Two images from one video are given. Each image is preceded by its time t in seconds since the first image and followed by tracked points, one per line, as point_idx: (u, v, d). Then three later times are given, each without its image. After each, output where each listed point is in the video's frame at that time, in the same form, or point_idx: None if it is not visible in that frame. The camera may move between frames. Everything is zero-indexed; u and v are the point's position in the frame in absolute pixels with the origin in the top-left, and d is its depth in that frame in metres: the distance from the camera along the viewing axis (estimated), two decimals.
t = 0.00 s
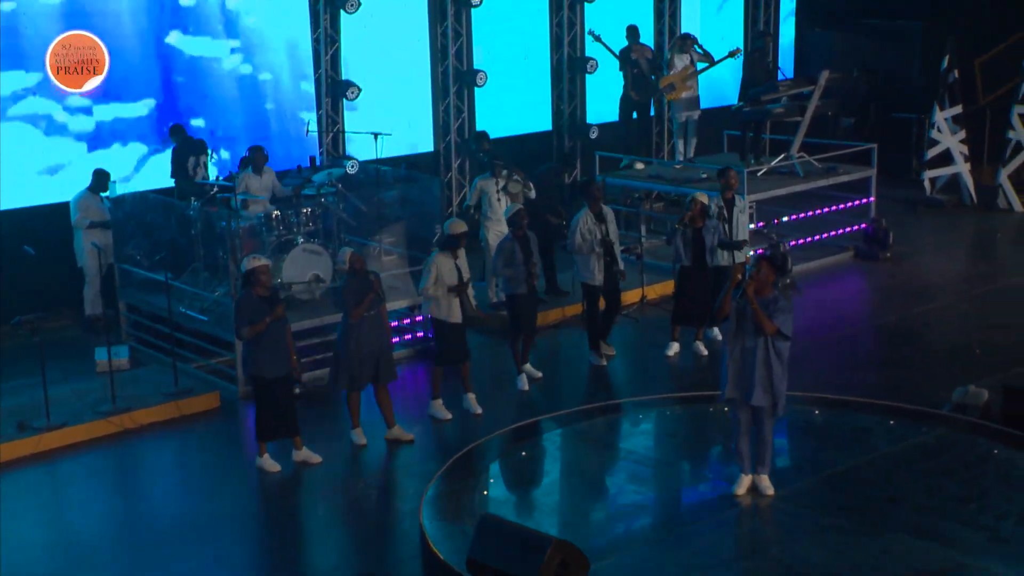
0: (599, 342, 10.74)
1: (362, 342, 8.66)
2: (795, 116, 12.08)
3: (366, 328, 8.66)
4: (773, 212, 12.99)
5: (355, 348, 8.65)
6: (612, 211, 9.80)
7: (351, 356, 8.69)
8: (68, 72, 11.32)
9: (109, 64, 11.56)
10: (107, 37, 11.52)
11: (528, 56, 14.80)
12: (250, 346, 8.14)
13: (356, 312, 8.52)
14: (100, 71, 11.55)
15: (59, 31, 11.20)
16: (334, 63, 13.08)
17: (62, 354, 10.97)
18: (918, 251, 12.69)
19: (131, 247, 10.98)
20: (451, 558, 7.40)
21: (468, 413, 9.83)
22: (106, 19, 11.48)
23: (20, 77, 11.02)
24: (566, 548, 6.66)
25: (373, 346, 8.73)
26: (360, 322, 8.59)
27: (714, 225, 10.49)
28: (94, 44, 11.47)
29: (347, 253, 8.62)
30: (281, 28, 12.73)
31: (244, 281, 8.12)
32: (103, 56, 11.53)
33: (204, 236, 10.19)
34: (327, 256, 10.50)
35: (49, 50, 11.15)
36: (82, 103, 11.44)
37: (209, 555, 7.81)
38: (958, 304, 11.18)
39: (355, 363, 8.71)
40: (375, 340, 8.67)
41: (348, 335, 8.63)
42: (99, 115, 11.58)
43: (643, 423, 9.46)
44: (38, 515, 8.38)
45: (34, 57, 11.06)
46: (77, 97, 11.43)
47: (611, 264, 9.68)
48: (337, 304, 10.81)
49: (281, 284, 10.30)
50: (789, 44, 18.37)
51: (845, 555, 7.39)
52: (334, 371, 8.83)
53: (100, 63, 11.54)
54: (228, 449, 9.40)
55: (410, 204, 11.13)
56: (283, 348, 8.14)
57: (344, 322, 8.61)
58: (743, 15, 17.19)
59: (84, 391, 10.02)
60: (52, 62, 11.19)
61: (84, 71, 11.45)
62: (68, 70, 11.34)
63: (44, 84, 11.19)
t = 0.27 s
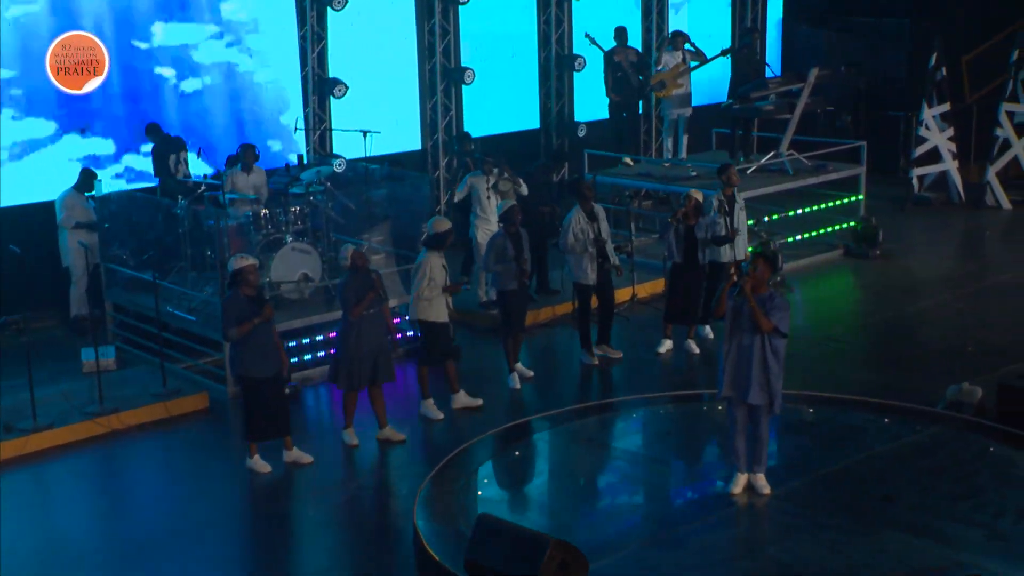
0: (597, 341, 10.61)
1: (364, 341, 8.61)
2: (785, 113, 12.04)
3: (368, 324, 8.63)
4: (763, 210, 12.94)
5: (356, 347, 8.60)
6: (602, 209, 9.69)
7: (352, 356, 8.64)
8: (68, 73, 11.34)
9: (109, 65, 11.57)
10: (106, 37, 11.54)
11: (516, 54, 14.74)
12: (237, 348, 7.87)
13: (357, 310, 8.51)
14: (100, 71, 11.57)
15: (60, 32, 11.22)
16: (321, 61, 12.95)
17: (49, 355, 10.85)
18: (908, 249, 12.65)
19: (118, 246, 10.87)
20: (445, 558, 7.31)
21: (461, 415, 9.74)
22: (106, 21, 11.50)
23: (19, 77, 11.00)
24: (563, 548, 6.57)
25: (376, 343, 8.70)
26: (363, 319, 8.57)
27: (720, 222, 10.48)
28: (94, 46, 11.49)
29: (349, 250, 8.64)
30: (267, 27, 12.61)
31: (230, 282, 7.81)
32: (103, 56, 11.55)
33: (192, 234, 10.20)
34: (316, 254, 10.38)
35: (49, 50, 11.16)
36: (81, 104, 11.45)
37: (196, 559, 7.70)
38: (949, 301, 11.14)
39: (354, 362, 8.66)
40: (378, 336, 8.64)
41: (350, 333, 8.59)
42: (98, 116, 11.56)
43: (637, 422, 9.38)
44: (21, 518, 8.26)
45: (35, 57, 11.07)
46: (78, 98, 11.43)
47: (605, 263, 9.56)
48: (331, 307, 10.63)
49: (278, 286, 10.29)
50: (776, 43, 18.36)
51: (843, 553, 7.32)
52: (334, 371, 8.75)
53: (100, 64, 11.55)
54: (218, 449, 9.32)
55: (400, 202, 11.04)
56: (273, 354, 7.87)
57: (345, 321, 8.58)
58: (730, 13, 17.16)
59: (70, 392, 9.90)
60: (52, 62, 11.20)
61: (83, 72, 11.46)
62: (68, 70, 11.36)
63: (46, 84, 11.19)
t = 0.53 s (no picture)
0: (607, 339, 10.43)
1: (362, 341, 8.58)
2: (773, 110, 12.03)
3: (368, 326, 8.61)
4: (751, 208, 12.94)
5: (355, 347, 8.57)
6: (597, 207, 9.65)
7: (352, 356, 8.61)
8: (69, 73, 11.29)
9: (109, 65, 11.57)
10: (106, 37, 11.53)
11: (501, 52, 14.70)
12: (226, 349, 7.75)
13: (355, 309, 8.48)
14: (100, 72, 11.56)
15: (60, 32, 11.18)
16: (307, 59, 12.94)
17: (34, 356, 10.73)
18: (895, 246, 12.66)
19: (103, 245, 10.77)
20: (440, 558, 7.24)
21: (454, 417, 9.68)
22: (106, 21, 11.49)
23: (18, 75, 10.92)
24: (565, 549, 6.52)
25: (374, 344, 8.66)
26: (362, 318, 8.54)
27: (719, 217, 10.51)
28: (94, 46, 11.48)
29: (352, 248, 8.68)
30: (250, 26, 12.55)
31: (219, 281, 7.71)
32: (102, 57, 11.55)
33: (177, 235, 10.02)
34: (304, 253, 10.25)
35: (50, 50, 11.11)
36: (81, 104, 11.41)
37: (188, 562, 7.62)
38: (938, 299, 11.15)
39: (354, 362, 8.63)
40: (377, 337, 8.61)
41: (348, 333, 8.55)
42: (97, 116, 11.54)
43: (631, 421, 9.34)
44: (8, 522, 8.16)
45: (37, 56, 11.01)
46: (79, 99, 11.40)
47: (598, 263, 9.52)
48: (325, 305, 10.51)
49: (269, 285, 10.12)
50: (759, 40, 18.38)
51: (840, 552, 7.29)
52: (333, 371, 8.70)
53: (100, 64, 11.55)
54: (207, 449, 9.24)
55: (389, 200, 10.98)
56: (265, 353, 7.78)
57: (343, 321, 8.56)
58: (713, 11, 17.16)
59: (57, 393, 9.79)
60: (52, 62, 11.14)
61: (84, 72, 11.44)
62: (68, 70, 11.31)
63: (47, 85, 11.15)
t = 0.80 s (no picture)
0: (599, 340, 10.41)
1: (357, 339, 8.56)
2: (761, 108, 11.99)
3: (361, 324, 8.58)
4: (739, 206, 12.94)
5: (351, 344, 8.55)
6: (596, 205, 9.78)
7: (347, 355, 8.58)
8: (68, 73, 11.33)
9: (109, 65, 11.59)
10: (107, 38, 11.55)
11: (488, 51, 14.67)
12: (224, 345, 8.01)
13: (348, 307, 8.47)
14: (100, 72, 11.58)
15: (59, 32, 11.22)
16: (293, 57, 12.89)
17: (20, 357, 10.64)
18: (883, 244, 12.68)
19: (89, 244, 10.66)
20: (439, 559, 7.20)
21: (447, 417, 9.63)
22: (106, 21, 11.50)
23: (18, 74, 10.98)
24: (566, 548, 6.47)
25: (369, 343, 8.62)
26: (356, 317, 8.52)
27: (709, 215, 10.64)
28: (94, 46, 11.50)
29: (351, 244, 8.52)
30: (239, 24, 12.51)
31: (218, 278, 7.96)
32: (103, 56, 11.56)
33: (165, 235, 9.91)
34: (293, 252, 10.15)
35: (49, 50, 11.17)
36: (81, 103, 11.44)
37: (180, 564, 7.55)
38: (927, 297, 11.17)
39: (350, 361, 8.60)
40: (371, 337, 8.57)
41: (341, 332, 8.54)
42: (96, 116, 11.57)
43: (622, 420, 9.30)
44: None
45: (37, 56, 11.09)
46: (78, 98, 11.43)
47: (593, 262, 9.69)
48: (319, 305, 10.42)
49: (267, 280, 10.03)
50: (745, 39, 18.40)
51: (840, 551, 7.28)
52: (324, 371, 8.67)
53: (100, 64, 11.57)
54: (196, 450, 9.16)
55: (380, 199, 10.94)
56: (255, 350, 8.01)
57: (337, 319, 8.54)
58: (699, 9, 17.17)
59: (45, 394, 9.70)
60: (51, 62, 11.20)
61: (84, 72, 11.47)
62: (68, 70, 11.35)
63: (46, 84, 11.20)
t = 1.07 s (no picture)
0: (592, 339, 10.42)
1: (350, 341, 8.49)
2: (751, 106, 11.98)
3: (354, 325, 8.52)
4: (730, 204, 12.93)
5: (341, 345, 8.47)
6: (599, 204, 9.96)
7: (340, 355, 8.49)
8: (68, 73, 11.39)
9: (109, 65, 11.66)
10: (106, 38, 11.62)
11: (477, 49, 14.64)
12: (224, 345, 7.95)
13: (340, 307, 8.38)
14: (99, 71, 11.67)
15: (60, 33, 11.26)
16: (282, 55, 12.87)
17: (9, 358, 10.55)
18: (873, 242, 12.67)
19: (77, 244, 10.58)
20: (435, 559, 7.15)
21: (440, 417, 9.58)
22: (105, 21, 11.55)
23: (19, 74, 11.03)
24: (567, 548, 6.43)
25: (360, 345, 8.53)
26: (348, 317, 8.44)
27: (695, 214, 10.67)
28: (94, 46, 11.56)
29: (347, 244, 8.40)
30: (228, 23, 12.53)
31: (217, 275, 7.92)
32: (102, 56, 11.63)
33: (155, 234, 9.85)
34: (284, 251, 10.07)
35: (49, 50, 11.21)
36: (81, 103, 11.52)
37: (174, 566, 7.48)
38: (919, 294, 11.16)
39: (342, 362, 8.51)
40: (363, 338, 8.49)
41: (333, 332, 8.46)
42: (96, 115, 11.65)
43: (620, 419, 9.28)
44: None
45: (37, 56, 11.12)
46: (78, 98, 11.51)
47: (597, 259, 9.83)
48: (311, 305, 10.39)
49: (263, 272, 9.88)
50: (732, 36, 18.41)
51: (838, 549, 7.25)
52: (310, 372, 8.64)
53: (100, 64, 11.64)
54: (187, 450, 9.10)
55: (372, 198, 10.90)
56: (260, 351, 8.02)
57: (328, 320, 8.47)
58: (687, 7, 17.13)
59: (34, 395, 9.62)
60: (52, 63, 11.25)
61: (84, 72, 11.55)
62: (68, 70, 11.41)
63: (47, 85, 11.25)
